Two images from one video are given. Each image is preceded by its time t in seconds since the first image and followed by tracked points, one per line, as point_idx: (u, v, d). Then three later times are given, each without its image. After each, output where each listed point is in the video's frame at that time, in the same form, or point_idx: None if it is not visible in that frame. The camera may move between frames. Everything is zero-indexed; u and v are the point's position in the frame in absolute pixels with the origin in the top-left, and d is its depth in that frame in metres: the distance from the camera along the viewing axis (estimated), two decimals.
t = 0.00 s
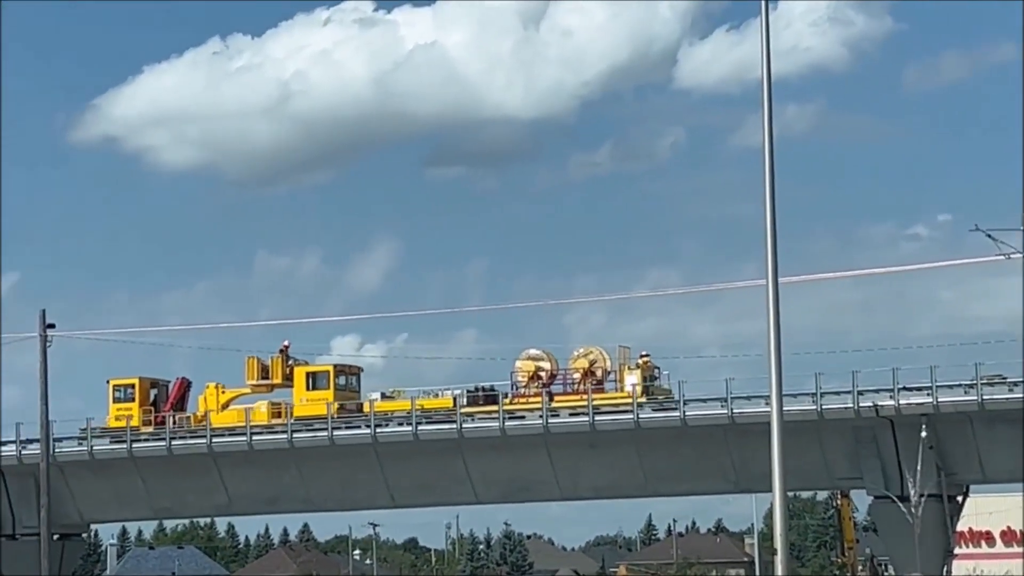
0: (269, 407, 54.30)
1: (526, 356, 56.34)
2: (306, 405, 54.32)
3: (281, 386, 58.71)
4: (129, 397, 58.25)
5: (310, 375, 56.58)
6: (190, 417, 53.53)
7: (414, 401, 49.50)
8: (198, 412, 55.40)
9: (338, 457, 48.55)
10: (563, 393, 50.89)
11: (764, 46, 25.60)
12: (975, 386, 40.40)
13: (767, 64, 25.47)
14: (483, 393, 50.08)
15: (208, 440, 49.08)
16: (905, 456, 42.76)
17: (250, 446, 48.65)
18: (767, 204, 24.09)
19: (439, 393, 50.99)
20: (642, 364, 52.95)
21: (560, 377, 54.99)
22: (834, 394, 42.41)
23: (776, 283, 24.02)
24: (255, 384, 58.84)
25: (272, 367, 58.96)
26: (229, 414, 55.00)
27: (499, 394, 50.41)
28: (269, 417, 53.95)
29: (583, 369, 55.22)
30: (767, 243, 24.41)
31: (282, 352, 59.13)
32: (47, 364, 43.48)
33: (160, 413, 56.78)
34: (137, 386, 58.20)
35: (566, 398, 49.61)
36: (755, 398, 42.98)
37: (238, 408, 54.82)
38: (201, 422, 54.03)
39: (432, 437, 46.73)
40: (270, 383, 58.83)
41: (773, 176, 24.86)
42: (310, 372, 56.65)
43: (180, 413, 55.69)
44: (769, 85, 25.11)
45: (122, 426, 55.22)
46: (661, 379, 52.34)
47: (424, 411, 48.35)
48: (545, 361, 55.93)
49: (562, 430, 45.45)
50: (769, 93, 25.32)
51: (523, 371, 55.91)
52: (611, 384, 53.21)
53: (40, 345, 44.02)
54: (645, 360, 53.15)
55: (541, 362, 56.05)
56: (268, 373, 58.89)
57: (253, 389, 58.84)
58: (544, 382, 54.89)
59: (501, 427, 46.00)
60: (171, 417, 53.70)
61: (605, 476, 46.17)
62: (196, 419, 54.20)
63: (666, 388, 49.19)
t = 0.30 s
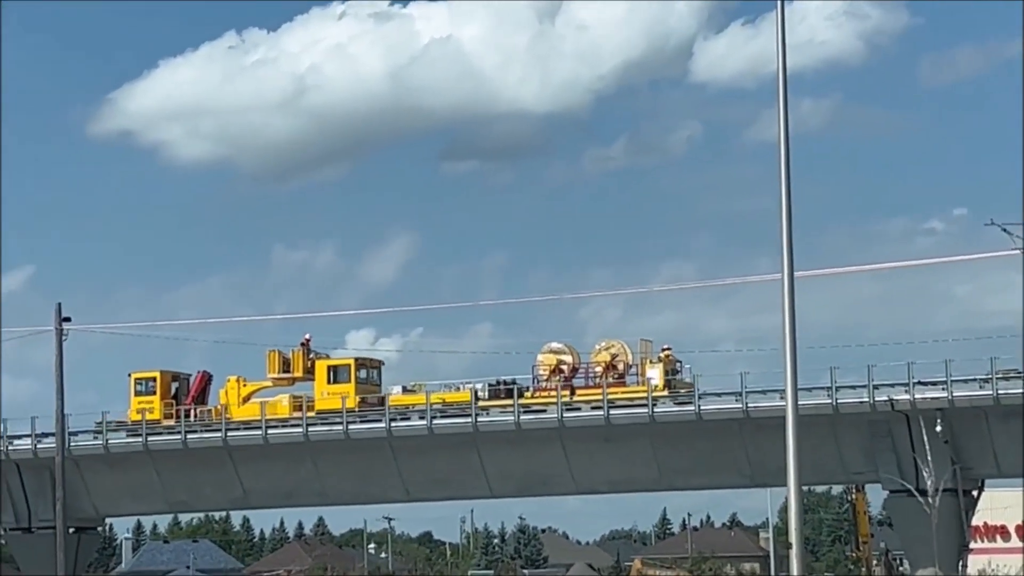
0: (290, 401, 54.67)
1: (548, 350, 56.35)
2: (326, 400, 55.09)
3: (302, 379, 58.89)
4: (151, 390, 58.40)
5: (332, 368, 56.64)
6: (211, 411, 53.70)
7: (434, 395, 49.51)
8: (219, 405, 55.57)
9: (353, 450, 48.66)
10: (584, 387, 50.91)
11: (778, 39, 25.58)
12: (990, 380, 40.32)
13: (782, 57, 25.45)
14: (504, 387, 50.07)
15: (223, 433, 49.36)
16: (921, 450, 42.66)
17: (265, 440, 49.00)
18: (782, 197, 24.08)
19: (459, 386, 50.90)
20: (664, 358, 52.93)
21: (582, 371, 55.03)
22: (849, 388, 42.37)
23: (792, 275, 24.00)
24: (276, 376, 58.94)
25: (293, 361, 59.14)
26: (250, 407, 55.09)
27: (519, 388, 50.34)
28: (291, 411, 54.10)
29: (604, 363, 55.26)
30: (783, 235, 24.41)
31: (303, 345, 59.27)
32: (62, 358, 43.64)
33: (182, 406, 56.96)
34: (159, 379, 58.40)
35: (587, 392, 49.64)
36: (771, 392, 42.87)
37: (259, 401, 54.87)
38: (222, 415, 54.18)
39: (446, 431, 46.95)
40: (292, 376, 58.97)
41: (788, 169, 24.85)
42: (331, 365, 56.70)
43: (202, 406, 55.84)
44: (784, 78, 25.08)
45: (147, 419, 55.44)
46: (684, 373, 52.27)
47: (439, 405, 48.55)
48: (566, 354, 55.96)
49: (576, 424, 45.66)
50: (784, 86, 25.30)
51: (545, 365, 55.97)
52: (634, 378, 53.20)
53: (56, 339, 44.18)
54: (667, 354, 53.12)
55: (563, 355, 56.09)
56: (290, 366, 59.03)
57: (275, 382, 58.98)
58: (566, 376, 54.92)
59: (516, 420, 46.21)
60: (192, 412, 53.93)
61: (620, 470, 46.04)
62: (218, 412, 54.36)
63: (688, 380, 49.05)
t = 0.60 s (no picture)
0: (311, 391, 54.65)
1: (569, 341, 56.34)
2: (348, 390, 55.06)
3: (323, 370, 59.03)
4: (172, 381, 58.56)
5: (352, 359, 56.75)
6: (234, 402, 53.83)
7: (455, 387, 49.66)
8: (240, 396, 55.77)
9: (368, 442, 48.72)
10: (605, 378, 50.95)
11: (794, 30, 25.49)
12: (1006, 372, 40.32)
13: (796, 51, 25.36)
14: (525, 378, 50.17)
15: (238, 425, 49.27)
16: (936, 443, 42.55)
17: (279, 432, 48.89)
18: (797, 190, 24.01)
19: (480, 377, 51.05)
20: (685, 350, 52.89)
21: (603, 362, 55.01)
22: (864, 380, 42.29)
23: (807, 269, 23.93)
24: (297, 367, 58.99)
25: (314, 352, 59.26)
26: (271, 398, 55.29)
27: (540, 379, 50.46)
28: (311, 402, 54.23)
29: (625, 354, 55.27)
30: (799, 228, 24.33)
31: (324, 336, 59.38)
32: (77, 350, 43.79)
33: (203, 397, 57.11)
34: (179, 370, 58.55)
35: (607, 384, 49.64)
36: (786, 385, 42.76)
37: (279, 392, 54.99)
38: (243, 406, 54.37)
39: (461, 423, 46.92)
40: (313, 367, 59.18)
41: (803, 161, 24.77)
42: (352, 357, 56.83)
43: (223, 397, 55.99)
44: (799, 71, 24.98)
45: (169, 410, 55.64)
46: (704, 365, 52.26)
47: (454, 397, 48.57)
48: (587, 346, 55.95)
49: (592, 416, 45.46)
50: (800, 79, 25.20)
51: (566, 356, 56.01)
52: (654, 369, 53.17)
53: (71, 331, 44.31)
54: (688, 346, 53.11)
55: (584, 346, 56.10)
56: (311, 357, 59.21)
57: (295, 373, 58.98)
58: (587, 367, 54.91)
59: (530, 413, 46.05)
60: (214, 404, 54.11)
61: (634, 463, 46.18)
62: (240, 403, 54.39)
63: (707, 374, 49.11)
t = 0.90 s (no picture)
0: (331, 382, 54.67)
1: (588, 332, 56.26)
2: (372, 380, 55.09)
3: (342, 361, 59.07)
4: (191, 371, 58.69)
5: (371, 350, 56.72)
6: (252, 393, 53.92)
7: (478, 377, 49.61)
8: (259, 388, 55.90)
9: (380, 434, 48.73)
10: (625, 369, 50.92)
11: (807, 20, 25.38)
12: (1020, 364, 40.05)
13: (810, 41, 25.24)
14: (545, 368, 50.14)
15: (251, 416, 49.35)
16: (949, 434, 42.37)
17: (293, 423, 48.97)
18: (810, 182, 23.94)
19: (501, 367, 51.07)
20: (706, 341, 52.79)
21: (623, 354, 54.92)
22: (877, 372, 42.14)
23: (820, 261, 23.85)
24: (316, 358, 59.49)
25: (333, 343, 59.31)
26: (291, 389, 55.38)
27: (560, 370, 50.45)
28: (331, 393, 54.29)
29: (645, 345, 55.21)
30: (812, 220, 24.25)
31: (343, 327, 59.41)
32: (90, 340, 43.87)
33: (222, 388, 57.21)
34: (198, 361, 58.63)
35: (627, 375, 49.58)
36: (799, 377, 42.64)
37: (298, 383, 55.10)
38: (262, 397, 54.46)
39: (473, 414, 46.87)
40: (332, 357, 59.26)
41: (817, 152, 24.68)
42: (371, 347, 56.87)
43: (242, 388, 56.09)
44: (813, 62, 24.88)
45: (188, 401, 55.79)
46: (725, 356, 52.15)
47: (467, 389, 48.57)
48: (606, 337, 55.87)
49: (605, 407, 45.41)
50: (813, 71, 25.11)
51: (585, 348, 55.97)
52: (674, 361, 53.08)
53: (84, 321, 44.42)
54: (708, 337, 53.02)
55: (603, 337, 56.03)
56: (330, 348, 59.27)
57: (315, 364, 59.14)
58: (607, 359, 54.85)
59: (543, 405, 46.00)
60: (234, 394, 54.19)
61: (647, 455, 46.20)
62: (258, 395, 54.52)
63: (728, 365, 48.93)
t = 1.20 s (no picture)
0: (348, 373, 54.72)
1: (606, 324, 56.21)
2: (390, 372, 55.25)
3: (359, 353, 59.14)
4: (208, 363, 58.83)
5: (388, 342, 56.75)
6: (269, 385, 54.06)
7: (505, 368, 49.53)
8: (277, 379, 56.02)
9: (391, 426, 48.75)
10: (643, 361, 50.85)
11: (820, 12, 25.32)
12: None
13: (821, 32, 25.21)
14: (562, 361, 50.11)
15: (261, 408, 49.49)
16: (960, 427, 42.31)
17: (303, 415, 49.12)
18: (821, 173, 23.92)
19: (519, 359, 51.09)
20: (723, 332, 52.73)
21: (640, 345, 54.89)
22: (888, 364, 42.31)
23: (831, 252, 23.81)
24: (333, 350, 59.47)
25: (350, 334, 59.39)
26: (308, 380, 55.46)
27: (577, 362, 50.45)
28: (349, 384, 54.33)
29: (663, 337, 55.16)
30: (822, 210, 24.23)
31: (359, 319, 59.48)
32: (101, 332, 43.99)
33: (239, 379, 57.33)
34: (215, 352, 58.74)
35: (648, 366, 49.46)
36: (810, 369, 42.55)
37: (315, 375, 55.23)
38: (278, 389, 54.57)
39: (483, 406, 46.92)
40: (348, 349, 59.32)
41: (828, 143, 24.64)
42: (388, 339, 56.91)
43: (259, 380, 56.19)
44: (824, 52, 24.86)
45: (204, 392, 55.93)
46: (742, 348, 52.12)
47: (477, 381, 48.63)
48: (623, 329, 55.81)
49: (616, 399, 45.48)
50: (824, 61, 25.08)
51: (603, 339, 55.95)
52: (691, 352, 53.01)
53: (96, 313, 44.53)
54: (725, 329, 52.96)
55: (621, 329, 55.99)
56: (347, 340, 59.34)
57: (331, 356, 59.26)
58: (624, 351, 54.79)
59: (553, 397, 46.05)
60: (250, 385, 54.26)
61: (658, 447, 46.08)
62: (274, 386, 54.64)
63: (746, 356, 48.86)
